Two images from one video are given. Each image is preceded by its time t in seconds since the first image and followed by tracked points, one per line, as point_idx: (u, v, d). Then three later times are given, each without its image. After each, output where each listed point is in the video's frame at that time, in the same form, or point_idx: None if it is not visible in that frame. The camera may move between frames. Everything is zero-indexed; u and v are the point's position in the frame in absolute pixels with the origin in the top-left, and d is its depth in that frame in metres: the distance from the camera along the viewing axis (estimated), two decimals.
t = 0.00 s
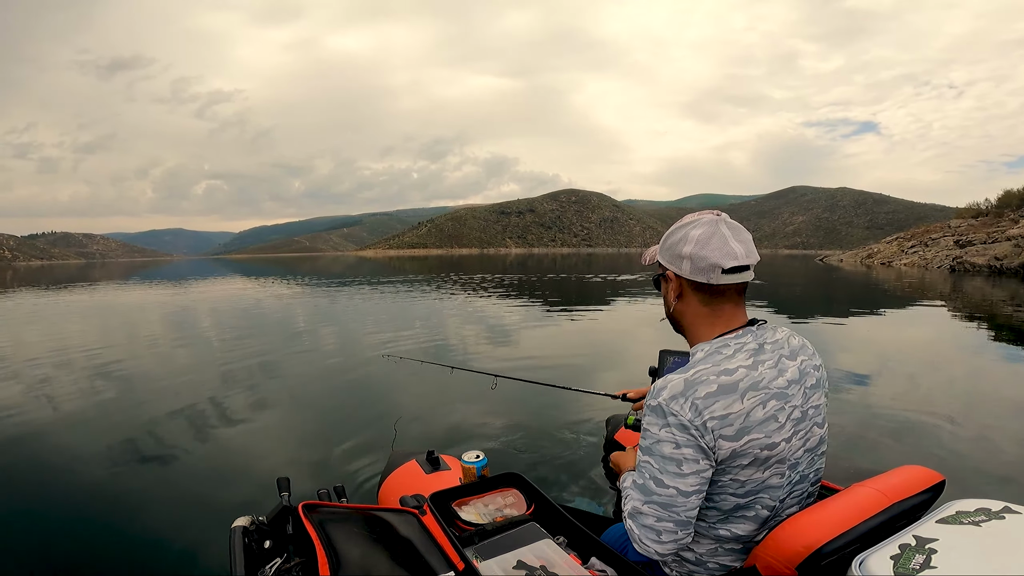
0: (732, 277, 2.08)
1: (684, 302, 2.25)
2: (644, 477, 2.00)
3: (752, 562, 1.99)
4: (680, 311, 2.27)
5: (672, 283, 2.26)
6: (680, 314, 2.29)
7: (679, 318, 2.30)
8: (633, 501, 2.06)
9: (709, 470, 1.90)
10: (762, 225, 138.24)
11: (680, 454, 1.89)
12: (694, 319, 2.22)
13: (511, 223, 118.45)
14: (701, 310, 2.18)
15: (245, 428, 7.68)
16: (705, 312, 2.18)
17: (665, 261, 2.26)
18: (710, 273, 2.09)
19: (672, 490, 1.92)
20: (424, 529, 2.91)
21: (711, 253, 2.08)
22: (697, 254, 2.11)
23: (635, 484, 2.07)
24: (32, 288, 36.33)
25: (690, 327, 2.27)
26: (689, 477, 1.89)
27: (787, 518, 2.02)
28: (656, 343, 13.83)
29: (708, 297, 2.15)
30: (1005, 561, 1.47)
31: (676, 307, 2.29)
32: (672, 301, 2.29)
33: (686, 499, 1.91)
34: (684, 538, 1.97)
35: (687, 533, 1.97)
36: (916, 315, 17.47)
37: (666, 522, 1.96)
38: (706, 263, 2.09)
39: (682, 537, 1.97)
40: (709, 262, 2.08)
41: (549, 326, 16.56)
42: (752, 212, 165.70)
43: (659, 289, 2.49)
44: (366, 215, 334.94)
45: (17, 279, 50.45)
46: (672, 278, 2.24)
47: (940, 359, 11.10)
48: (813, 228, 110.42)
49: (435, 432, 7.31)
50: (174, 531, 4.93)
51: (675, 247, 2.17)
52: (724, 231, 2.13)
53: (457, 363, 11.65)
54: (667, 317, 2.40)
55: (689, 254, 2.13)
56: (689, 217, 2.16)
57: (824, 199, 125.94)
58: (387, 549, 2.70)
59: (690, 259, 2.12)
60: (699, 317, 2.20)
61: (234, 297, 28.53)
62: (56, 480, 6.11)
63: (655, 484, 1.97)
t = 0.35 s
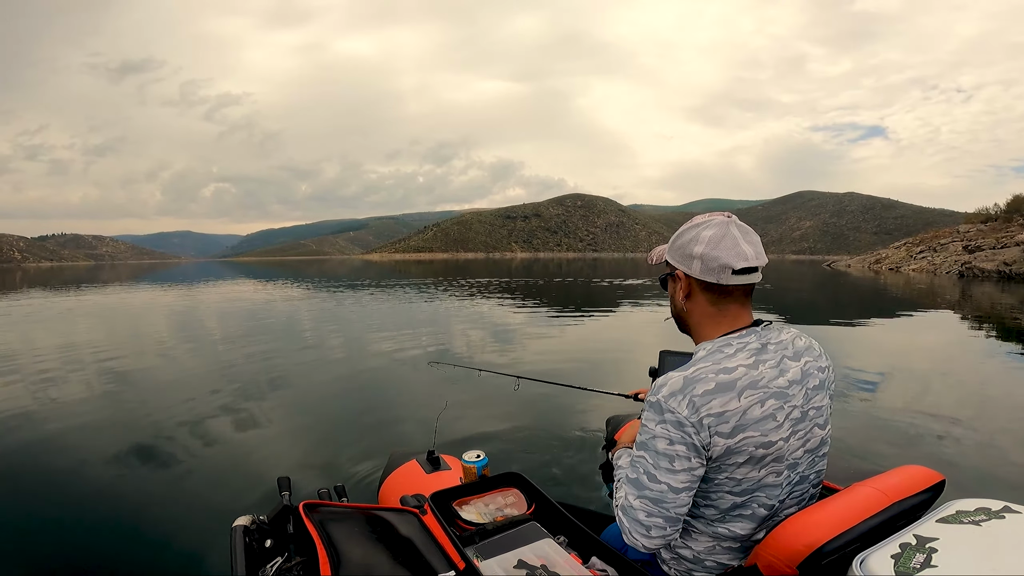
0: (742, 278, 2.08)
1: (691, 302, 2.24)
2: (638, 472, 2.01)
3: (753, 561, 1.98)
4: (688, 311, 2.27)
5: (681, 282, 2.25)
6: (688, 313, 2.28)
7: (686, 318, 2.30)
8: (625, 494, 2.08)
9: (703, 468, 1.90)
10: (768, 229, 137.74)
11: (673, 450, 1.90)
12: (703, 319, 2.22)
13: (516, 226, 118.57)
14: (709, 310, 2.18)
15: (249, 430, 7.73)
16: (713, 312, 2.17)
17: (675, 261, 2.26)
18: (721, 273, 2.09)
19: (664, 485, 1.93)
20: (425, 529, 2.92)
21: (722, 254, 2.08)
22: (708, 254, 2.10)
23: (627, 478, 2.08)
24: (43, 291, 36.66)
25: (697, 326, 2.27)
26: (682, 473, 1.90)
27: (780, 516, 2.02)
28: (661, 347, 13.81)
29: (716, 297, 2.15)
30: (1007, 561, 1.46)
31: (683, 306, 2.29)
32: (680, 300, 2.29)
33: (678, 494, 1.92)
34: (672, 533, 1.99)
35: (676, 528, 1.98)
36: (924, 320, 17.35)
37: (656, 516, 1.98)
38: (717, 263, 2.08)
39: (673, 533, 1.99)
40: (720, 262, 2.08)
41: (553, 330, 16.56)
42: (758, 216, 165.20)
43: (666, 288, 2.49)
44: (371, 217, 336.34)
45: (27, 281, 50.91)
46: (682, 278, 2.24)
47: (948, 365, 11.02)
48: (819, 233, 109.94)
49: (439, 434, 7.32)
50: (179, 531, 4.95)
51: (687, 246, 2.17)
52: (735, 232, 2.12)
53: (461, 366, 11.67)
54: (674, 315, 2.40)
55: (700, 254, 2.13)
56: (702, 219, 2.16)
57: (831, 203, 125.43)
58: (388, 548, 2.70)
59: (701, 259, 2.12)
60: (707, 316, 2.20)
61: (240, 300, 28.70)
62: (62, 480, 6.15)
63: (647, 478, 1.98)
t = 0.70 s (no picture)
0: (741, 277, 2.07)
1: (690, 301, 2.22)
2: (639, 473, 1.99)
3: (753, 562, 1.97)
4: (687, 311, 2.26)
5: (680, 282, 2.24)
6: (686, 313, 2.27)
7: (686, 318, 2.28)
8: (627, 496, 2.06)
9: (704, 469, 1.89)
10: (770, 228, 137.48)
11: (675, 451, 1.88)
12: (702, 319, 2.20)
13: (517, 224, 118.41)
14: (708, 310, 2.17)
15: (249, 427, 7.72)
16: (711, 312, 2.16)
17: (674, 261, 2.24)
18: (721, 273, 2.07)
19: (667, 487, 1.92)
20: (425, 529, 2.91)
21: (723, 253, 2.06)
22: (708, 253, 2.09)
23: (629, 481, 2.06)
24: (43, 285, 36.61)
25: (695, 326, 2.25)
26: (684, 474, 1.89)
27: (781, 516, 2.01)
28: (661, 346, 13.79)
29: (715, 297, 2.13)
30: (1006, 562, 1.45)
31: (681, 306, 2.28)
32: (678, 300, 2.28)
33: (680, 496, 1.91)
34: (676, 536, 1.97)
35: (680, 530, 1.97)
36: (925, 320, 17.33)
37: (660, 519, 1.96)
38: (717, 263, 2.07)
39: (674, 536, 1.97)
40: (721, 262, 2.06)
41: (554, 328, 16.54)
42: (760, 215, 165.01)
43: (665, 287, 2.48)
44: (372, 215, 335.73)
45: (28, 275, 50.84)
46: (681, 277, 2.22)
47: (948, 364, 11.00)
48: (821, 232, 109.73)
49: (438, 432, 7.31)
50: (179, 528, 4.96)
51: (686, 246, 2.15)
52: (734, 232, 2.12)
53: (461, 364, 11.67)
54: (673, 315, 2.39)
55: (700, 253, 2.11)
56: (702, 219, 2.14)
57: (832, 202, 125.18)
58: (388, 548, 2.70)
59: (701, 258, 2.10)
60: (707, 316, 2.18)
61: (241, 296, 28.69)
62: (62, 476, 6.16)
63: (650, 480, 1.96)
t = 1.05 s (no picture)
0: (740, 277, 2.06)
1: (690, 301, 2.22)
2: (641, 472, 1.99)
3: (753, 562, 1.96)
4: (687, 311, 2.25)
5: (679, 282, 2.24)
6: (685, 313, 2.27)
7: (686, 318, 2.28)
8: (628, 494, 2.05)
9: (706, 466, 1.88)
10: (772, 229, 137.27)
11: (677, 449, 1.88)
12: (702, 318, 2.19)
13: (519, 225, 118.39)
14: (707, 310, 2.16)
15: (250, 427, 7.74)
16: (711, 311, 2.16)
17: (674, 260, 2.24)
18: (719, 273, 2.07)
19: (669, 485, 1.91)
20: (425, 529, 2.91)
21: (721, 253, 2.06)
22: (707, 253, 2.08)
23: (631, 480, 2.05)
24: (45, 285, 36.66)
25: (694, 326, 2.25)
26: (686, 472, 1.88)
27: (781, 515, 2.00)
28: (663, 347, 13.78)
29: (714, 296, 2.13)
30: (1007, 562, 1.45)
31: (680, 306, 2.27)
32: (677, 299, 2.28)
33: (682, 494, 1.90)
34: (678, 535, 1.96)
35: (682, 529, 1.96)
36: (928, 322, 17.30)
37: (662, 518, 1.95)
38: (716, 262, 2.07)
39: (677, 535, 1.96)
40: (719, 261, 2.06)
41: (556, 329, 16.55)
42: (762, 216, 164.87)
43: (664, 288, 2.47)
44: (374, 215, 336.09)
45: (33, 275, 50.99)
46: (680, 277, 2.22)
47: (951, 367, 10.99)
48: (824, 233, 109.56)
49: (440, 433, 7.31)
50: (180, 527, 4.96)
51: (685, 246, 2.15)
52: (733, 231, 2.11)
53: (463, 365, 11.68)
54: (672, 315, 2.38)
55: (699, 253, 2.11)
56: (701, 219, 2.14)
57: (835, 203, 124.96)
58: (388, 548, 2.70)
59: (700, 258, 2.10)
60: (707, 315, 2.18)
61: (243, 296, 28.74)
62: (64, 475, 6.18)
63: (651, 479, 1.95)
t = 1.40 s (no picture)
0: (739, 280, 2.05)
1: (687, 304, 2.22)
2: (640, 476, 1.97)
3: (750, 563, 1.95)
4: (684, 313, 2.25)
5: (678, 284, 2.23)
6: (684, 316, 2.26)
7: (684, 320, 2.27)
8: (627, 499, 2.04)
9: (706, 471, 1.87)
10: (774, 229, 137.02)
11: (677, 453, 1.86)
12: (698, 321, 2.19)
13: (521, 225, 118.40)
14: (705, 312, 2.16)
15: (251, 427, 7.75)
16: (709, 314, 2.15)
17: (671, 262, 2.24)
18: (718, 276, 2.06)
19: (669, 490, 1.90)
20: (422, 529, 2.90)
21: (720, 256, 2.05)
22: (706, 256, 2.07)
23: (630, 484, 2.03)
24: (48, 285, 36.80)
25: (693, 329, 2.24)
26: (685, 477, 1.87)
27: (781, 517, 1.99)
28: (664, 347, 13.77)
29: (713, 299, 2.12)
30: (1001, 563, 1.44)
31: (679, 308, 2.27)
32: (675, 302, 2.27)
33: (683, 498, 1.89)
34: (679, 539, 1.94)
35: (683, 533, 1.95)
36: (930, 322, 17.25)
37: (663, 522, 1.93)
38: (715, 265, 2.06)
39: (678, 539, 1.95)
40: (718, 265, 2.05)
41: (557, 329, 16.55)
42: (764, 216, 164.50)
43: (662, 290, 2.47)
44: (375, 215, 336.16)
45: (37, 275, 51.14)
46: (678, 279, 2.21)
47: (954, 367, 10.93)
48: (826, 233, 109.38)
49: (440, 434, 7.30)
50: (179, 528, 4.97)
51: (684, 248, 2.14)
52: (733, 234, 2.10)
53: (463, 365, 11.69)
54: (670, 318, 2.37)
55: (698, 255, 2.10)
56: (700, 222, 2.13)
57: (837, 203, 124.72)
58: (385, 549, 2.70)
59: (699, 261, 2.09)
60: (704, 318, 2.17)
61: (244, 296, 28.78)
62: (65, 475, 6.19)
63: (651, 484, 1.94)
